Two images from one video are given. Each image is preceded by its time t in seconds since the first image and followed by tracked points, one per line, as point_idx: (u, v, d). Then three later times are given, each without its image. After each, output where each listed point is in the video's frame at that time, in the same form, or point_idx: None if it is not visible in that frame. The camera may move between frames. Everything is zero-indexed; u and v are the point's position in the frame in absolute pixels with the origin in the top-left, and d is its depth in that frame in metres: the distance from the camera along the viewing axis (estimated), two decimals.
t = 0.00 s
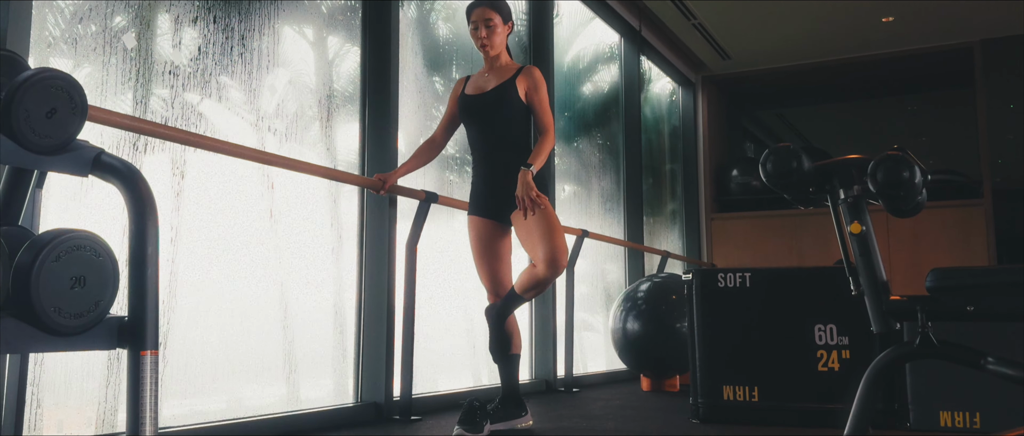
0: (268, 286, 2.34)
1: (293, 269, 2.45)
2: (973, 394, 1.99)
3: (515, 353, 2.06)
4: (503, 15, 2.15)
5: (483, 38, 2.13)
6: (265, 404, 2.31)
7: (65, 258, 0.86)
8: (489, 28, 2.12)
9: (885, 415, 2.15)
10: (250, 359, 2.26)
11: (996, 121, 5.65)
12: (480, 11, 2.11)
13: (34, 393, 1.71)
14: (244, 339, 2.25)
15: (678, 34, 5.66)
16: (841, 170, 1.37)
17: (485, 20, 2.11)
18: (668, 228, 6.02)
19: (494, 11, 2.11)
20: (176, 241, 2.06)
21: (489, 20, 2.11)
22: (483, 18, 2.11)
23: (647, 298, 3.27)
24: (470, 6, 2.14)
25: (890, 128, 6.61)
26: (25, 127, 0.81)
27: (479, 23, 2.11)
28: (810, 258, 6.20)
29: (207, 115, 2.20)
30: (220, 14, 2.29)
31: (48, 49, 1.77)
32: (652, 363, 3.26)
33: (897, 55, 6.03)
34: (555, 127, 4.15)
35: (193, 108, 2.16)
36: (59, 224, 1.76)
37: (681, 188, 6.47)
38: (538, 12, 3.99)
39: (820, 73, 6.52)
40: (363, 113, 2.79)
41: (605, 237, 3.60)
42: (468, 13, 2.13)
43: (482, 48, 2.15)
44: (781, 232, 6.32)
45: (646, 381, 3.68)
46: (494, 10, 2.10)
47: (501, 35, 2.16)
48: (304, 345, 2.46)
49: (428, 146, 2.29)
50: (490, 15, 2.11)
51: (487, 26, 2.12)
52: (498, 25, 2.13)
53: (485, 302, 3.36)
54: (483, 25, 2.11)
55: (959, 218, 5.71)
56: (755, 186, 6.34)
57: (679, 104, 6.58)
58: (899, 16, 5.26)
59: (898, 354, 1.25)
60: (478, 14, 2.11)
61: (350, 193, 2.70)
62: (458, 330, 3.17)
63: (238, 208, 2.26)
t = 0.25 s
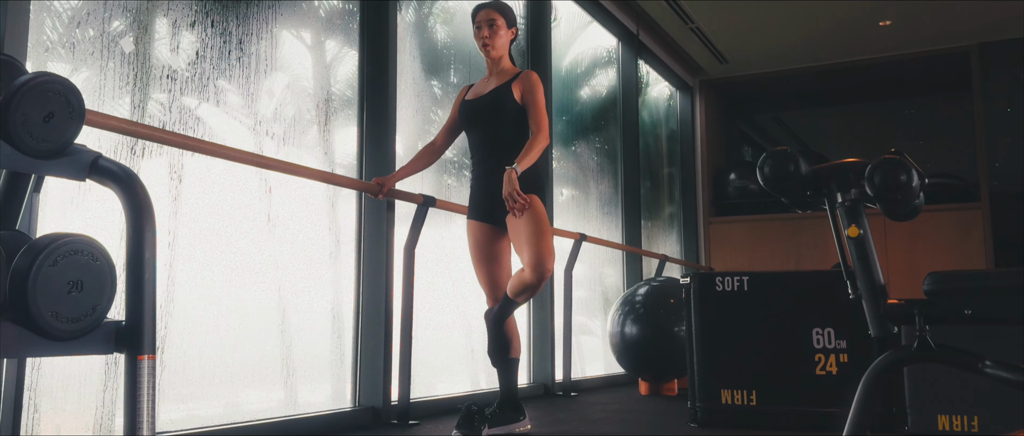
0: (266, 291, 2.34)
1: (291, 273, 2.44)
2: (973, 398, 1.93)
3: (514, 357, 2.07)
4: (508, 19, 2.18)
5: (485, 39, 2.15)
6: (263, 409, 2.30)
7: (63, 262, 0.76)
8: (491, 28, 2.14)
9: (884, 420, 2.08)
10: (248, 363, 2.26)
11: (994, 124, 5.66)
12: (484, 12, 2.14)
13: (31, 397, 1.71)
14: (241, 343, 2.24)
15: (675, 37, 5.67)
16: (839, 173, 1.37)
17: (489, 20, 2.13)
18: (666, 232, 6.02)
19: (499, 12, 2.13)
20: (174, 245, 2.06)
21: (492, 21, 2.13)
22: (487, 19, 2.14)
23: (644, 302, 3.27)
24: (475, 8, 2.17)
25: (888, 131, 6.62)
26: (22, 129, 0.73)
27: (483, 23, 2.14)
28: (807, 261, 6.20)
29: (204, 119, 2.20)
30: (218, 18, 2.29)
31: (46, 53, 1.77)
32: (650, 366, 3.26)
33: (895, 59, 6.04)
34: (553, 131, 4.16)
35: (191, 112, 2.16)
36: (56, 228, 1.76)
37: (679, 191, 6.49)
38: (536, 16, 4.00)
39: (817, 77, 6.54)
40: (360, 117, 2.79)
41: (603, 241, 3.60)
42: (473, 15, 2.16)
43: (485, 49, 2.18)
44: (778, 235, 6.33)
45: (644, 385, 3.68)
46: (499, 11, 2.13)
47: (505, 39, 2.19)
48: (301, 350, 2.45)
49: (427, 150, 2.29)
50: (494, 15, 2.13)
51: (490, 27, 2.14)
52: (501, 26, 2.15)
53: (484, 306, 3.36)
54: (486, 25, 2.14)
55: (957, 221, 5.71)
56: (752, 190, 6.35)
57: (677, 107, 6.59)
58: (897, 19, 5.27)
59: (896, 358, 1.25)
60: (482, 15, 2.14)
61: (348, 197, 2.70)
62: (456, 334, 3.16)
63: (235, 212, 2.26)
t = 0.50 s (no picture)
0: (264, 294, 2.34)
1: (289, 276, 2.44)
2: (971, 401, 1.93)
3: (509, 359, 2.05)
4: (507, 21, 2.17)
5: (484, 40, 2.14)
6: (261, 413, 2.30)
7: (61, 267, 0.74)
8: (491, 30, 2.13)
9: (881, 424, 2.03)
10: (246, 367, 2.25)
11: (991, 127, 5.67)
12: (483, 14, 2.13)
13: (30, 401, 1.70)
14: (239, 348, 2.24)
15: (673, 41, 5.68)
16: (835, 175, 1.37)
17: (488, 23, 2.12)
18: (664, 235, 6.03)
19: (498, 15, 2.13)
20: (171, 249, 2.05)
21: (492, 23, 2.12)
22: (487, 20, 2.13)
23: (643, 305, 3.26)
24: (476, 10, 2.16)
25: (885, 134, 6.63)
26: (19, 133, 0.71)
27: (483, 25, 2.13)
28: (805, 264, 6.21)
29: (202, 123, 2.20)
30: (216, 22, 2.29)
31: (44, 57, 1.77)
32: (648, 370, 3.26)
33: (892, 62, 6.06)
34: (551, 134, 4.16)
35: (189, 116, 2.16)
36: (55, 232, 1.76)
37: (677, 194, 6.50)
38: (534, 19, 4.01)
39: (815, 79, 6.55)
40: (358, 121, 2.79)
41: (601, 244, 3.60)
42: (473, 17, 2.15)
43: (483, 50, 2.17)
44: (776, 238, 6.33)
45: (642, 388, 3.68)
46: (498, 14, 2.13)
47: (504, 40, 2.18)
48: (299, 353, 2.45)
49: (428, 153, 2.30)
50: (494, 17, 2.12)
51: (489, 28, 2.13)
52: (501, 29, 2.14)
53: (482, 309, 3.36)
54: (486, 27, 2.13)
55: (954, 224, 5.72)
56: (750, 193, 6.35)
57: (675, 111, 6.61)
58: (894, 23, 5.29)
59: (892, 361, 1.25)
60: (482, 17, 2.13)
61: (345, 200, 2.70)
62: (454, 337, 3.16)
63: (233, 216, 2.26)
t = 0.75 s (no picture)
0: (261, 298, 2.33)
1: (287, 280, 2.44)
2: (969, 404, 1.93)
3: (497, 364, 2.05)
4: (502, 34, 2.21)
5: (480, 53, 2.17)
6: (258, 417, 2.29)
7: (58, 270, 0.72)
8: (486, 42, 2.17)
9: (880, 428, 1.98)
10: (243, 371, 2.25)
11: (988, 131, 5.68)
12: (477, 28, 2.18)
13: (27, 406, 1.69)
14: (237, 352, 2.24)
15: (671, 45, 5.69)
16: (833, 179, 1.37)
17: (483, 35, 2.17)
18: (662, 239, 6.04)
19: (492, 27, 2.17)
20: (169, 253, 2.05)
21: (487, 35, 2.16)
22: (482, 33, 2.17)
23: (641, 309, 3.27)
24: (470, 25, 2.21)
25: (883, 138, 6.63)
26: (15, 136, 0.70)
27: (477, 37, 2.17)
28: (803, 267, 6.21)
29: (200, 127, 2.20)
30: (214, 26, 2.30)
31: (41, 61, 1.77)
32: (647, 374, 3.26)
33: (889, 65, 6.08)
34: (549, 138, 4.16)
35: (187, 120, 2.16)
36: (53, 236, 1.76)
37: (675, 198, 6.51)
38: (532, 23, 4.01)
39: (812, 83, 6.57)
40: (356, 125, 2.80)
41: (599, 248, 3.60)
42: (467, 30, 2.20)
43: (481, 64, 2.19)
44: (774, 241, 6.34)
45: (640, 392, 3.69)
46: (492, 26, 2.17)
47: (499, 53, 2.21)
48: (297, 357, 2.44)
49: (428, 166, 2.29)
50: (488, 30, 2.17)
51: (485, 40, 2.17)
52: (496, 40, 2.18)
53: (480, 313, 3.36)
54: (481, 39, 2.16)
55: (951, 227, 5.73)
56: (748, 196, 6.36)
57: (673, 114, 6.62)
58: (891, 26, 5.31)
59: (890, 364, 1.25)
60: (477, 30, 2.17)
61: (343, 204, 2.70)
62: (452, 341, 3.15)
63: (231, 220, 2.25)
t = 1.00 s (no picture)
0: (259, 302, 2.33)
1: (285, 284, 2.43)
2: (969, 405, 1.93)
3: (491, 371, 2.01)
4: (494, 52, 2.21)
5: (473, 73, 2.16)
6: (256, 421, 2.28)
7: (57, 274, 0.72)
8: (479, 61, 2.16)
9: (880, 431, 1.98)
10: (241, 376, 2.24)
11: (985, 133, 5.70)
12: (469, 48, 2.18)
13: (24, 411, 1.69)
14: (235, 355, 2.23)
15: (668, 48, 5.70)
16: (831, 181, 1.37)
17: (475, 55, 2.16)
18: (660, 242, 6.04)
19: (483, 46, 2.17)
20: (167, 257, 2.05)
21: (478, 54, 2.15)
22: (473, 53, 2.17)
23: (639, 312, 3.27)
24: (462, 47, 2.21)
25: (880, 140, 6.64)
26: (14, 141, 0.69)
27: (469, 58, 2.16)
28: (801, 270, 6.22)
29: (198, 130, 2.20)
30: (212, 30, 2.30)
31: (39, 65, 1.77)
32: (645, 377, 3.26)
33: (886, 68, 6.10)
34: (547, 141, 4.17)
35: (185, 123, 2.16)
36: (51, 240, 1.76)
37: (673, 200, 6.52)
38: (529, 26, 4.02)
39: (809, 86, 6.58)
40: (354, 129, 2.80)
41: (598, 250, 3.60)
42: (459, 52, 2.20)
43: (475, 83, 2.18)
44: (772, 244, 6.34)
45: (639, 395, 3.69)
46: (483, 45, 2.17)
47: (493, 70, 2.19)
48: (295, 361, 2.44)
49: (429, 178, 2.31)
50: (480, 49, 2.16)
51: (477, 60, 2.16)
52: (488, 59, 2.17)
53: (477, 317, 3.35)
54: (473, 59, 2.16)
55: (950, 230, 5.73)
56: (746, 199, 6.37)
57: (671, 117, 6.63)
58: (888, 29, 5.32)
59: (889, 366, 1.25)
60: (468, 51, 2.17)
61: (342, 208, 2.70)
62: (450, 344, 3.15)
63: (229, 223, 2.25)
